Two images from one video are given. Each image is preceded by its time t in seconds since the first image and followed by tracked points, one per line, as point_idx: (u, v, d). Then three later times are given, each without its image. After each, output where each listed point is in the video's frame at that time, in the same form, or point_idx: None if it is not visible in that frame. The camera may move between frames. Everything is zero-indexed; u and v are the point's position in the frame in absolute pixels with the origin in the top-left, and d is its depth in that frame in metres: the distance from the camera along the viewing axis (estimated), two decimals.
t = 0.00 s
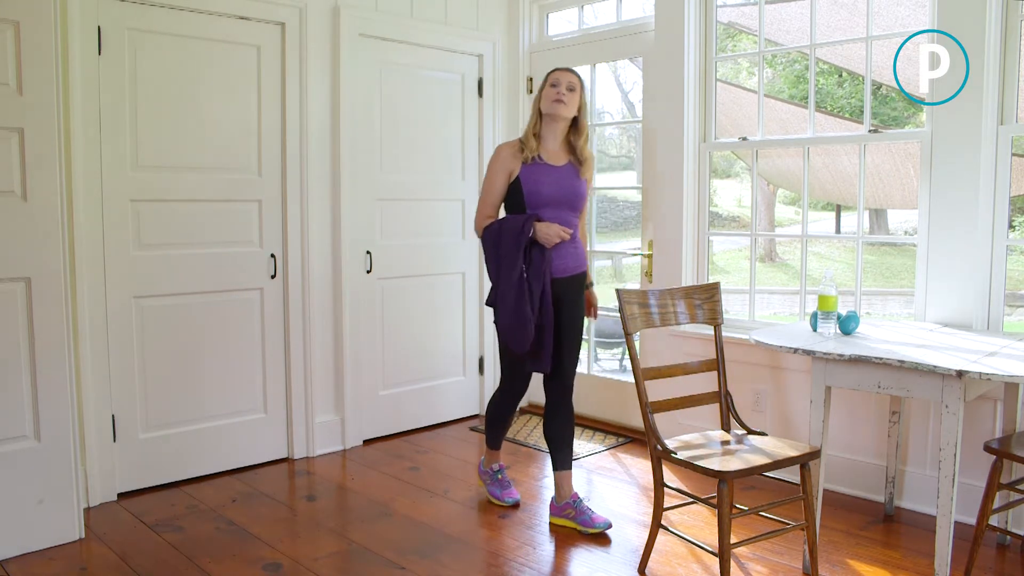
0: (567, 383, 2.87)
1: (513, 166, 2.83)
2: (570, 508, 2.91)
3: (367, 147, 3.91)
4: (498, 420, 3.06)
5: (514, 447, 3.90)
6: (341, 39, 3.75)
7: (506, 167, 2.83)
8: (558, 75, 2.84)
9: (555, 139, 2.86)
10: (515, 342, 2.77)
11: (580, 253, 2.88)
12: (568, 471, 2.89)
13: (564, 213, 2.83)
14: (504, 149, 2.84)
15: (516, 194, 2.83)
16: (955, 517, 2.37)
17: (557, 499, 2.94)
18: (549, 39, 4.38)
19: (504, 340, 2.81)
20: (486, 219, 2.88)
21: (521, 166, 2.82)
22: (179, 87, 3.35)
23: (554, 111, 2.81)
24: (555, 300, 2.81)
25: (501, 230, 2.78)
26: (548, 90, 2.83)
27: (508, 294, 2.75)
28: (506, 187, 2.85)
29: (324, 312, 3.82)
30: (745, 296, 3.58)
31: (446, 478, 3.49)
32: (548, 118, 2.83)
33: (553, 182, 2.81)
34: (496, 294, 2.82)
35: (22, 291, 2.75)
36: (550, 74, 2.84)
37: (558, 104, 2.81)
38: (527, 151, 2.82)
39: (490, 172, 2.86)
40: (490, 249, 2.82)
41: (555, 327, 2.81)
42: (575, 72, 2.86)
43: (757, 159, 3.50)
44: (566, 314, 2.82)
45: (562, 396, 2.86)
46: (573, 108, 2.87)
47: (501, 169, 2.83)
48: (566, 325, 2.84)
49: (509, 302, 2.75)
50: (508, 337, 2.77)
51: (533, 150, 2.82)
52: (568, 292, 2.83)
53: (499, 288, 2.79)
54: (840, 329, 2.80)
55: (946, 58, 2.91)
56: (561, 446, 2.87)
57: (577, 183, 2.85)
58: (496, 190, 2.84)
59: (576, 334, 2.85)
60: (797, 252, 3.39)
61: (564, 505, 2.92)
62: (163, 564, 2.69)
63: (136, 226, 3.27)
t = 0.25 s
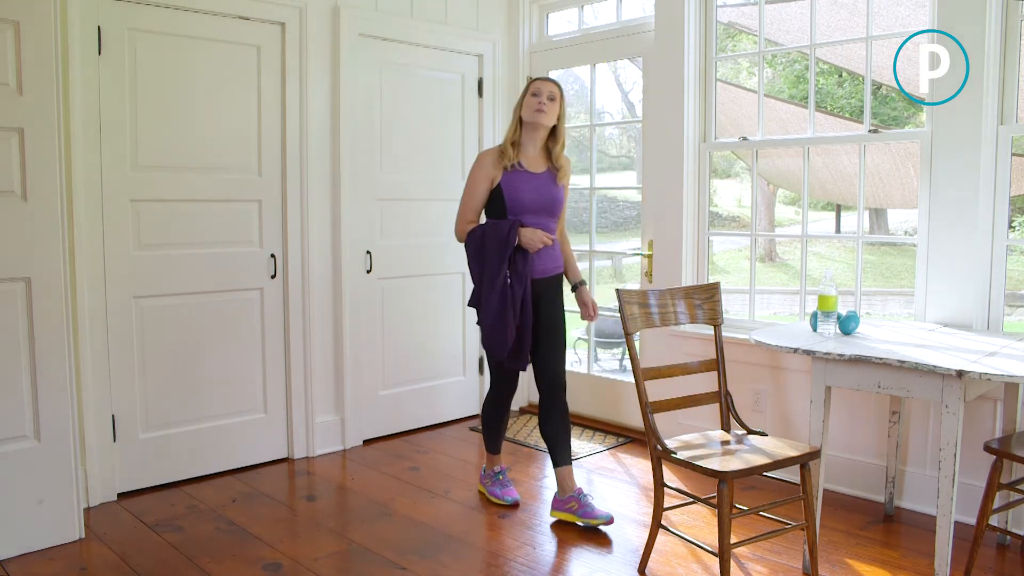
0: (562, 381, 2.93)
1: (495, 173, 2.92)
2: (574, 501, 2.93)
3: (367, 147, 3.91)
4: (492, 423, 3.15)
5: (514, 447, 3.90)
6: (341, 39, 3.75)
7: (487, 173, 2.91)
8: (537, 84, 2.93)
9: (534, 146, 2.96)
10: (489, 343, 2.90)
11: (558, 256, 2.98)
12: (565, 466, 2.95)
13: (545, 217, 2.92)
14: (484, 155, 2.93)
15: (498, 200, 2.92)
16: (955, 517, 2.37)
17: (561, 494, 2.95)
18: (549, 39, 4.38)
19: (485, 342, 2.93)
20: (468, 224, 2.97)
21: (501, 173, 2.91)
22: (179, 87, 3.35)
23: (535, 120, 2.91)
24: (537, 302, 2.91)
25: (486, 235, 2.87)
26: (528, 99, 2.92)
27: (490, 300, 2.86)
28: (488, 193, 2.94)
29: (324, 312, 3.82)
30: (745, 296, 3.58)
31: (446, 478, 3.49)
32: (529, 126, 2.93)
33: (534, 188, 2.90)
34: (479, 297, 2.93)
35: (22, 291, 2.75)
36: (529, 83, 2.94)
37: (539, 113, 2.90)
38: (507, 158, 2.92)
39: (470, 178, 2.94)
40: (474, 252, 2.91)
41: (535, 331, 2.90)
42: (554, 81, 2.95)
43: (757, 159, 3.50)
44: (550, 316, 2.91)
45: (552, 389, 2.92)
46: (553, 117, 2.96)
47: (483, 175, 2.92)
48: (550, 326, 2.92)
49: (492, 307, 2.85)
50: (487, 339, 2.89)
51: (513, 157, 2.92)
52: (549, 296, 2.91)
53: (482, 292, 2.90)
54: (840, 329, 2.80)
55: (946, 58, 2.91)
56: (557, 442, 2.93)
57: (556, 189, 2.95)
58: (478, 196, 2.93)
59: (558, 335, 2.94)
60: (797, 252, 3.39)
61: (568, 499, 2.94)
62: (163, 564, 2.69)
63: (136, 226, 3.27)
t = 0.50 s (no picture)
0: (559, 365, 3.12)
1: (491, 168, 3.02)
2: (557, 473, 3.26)
3: (367, 147, 3.91)
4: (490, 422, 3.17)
5: (514, 447, 3.90)
6: (341, 39, 3.75)
7: (482, 169, 3.00)
8: (527, 84, 3.07)
9: (523, 143, 3.12)
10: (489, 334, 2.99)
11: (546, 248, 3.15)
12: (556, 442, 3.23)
13: (536, 211, 3.08)
14: (481, 151, 3.01)
15: (495, 196, 3.02)
16: (955, 517, 2.37)
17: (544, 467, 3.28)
18: (548, 39, 4.38)
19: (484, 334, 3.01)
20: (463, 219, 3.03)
21: (496, 169, 3.03)
22: (179, 87, 3.35)
23: (529, 118, 3.05)
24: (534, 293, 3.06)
25: (486, 230, 2.93)
26: (520, 98, 3.06)
27: (490, 293, 2.95)
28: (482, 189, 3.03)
29: (324, 312, 3.82)
30: (745, 296, 3.58)
31: (446, 478, 3.49)
32: (521, 124, 3.07)
33: (527, 183, 3.04)
34: (478, 290, 3.00)
35: (22, 291, 2.75)
36: (517, 82, 3.09)
37: (532, 111, 3.05)
38: (501, 153, 3.04)
39: (467, 174, 3.01)
40: (473, 247, 2.97)
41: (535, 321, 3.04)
42: (542, 80, 3.11)
43: (757, 159, 3.50)
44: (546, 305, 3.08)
45: (554, 373, 3.10)
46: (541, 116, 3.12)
47: (479, 169, 3.00)
48: (544, 314, 3.08)
49: (493, 300, 2.95)
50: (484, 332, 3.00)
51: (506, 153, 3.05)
52: (542, 285, 3.08)
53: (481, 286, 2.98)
54: (840, 329, 2.80)
55: (946, 58, 2.91)
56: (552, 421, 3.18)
57: (545, 184, 3.13)
58: (473, 190, 3.01)
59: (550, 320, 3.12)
60: (797, 252, 3.39)
61: (552, 471, 3.26)
62: (163, 564, 2.68)
63: (136, 226, 3.27)
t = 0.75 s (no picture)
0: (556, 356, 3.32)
1: (495, 166, 3.05)
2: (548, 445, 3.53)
3: (368, 148, 3.91)
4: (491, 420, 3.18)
5: (514, 447, 3.90)
6: (341, 39, 3.76)
7: (490, 167, 3.03)
8: (524, 83, 3.16)
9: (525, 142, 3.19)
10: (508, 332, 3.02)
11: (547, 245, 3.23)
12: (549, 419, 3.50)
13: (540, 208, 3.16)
14: (487, 150, 3.04)
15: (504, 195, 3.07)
16: (955, 517, 2.37)
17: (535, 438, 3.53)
18: (549, 39, 4.38)
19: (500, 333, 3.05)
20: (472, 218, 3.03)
21: (504, 167, 3.08)
22: (179, 87, 3.35)
23: (531, 118, 3.14)
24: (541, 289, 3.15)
25: (499, 229, 2.97)
26: (519, 98, 3.13)
27: (508, 292, 2.99)
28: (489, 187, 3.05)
29: (324, 312, 3.82)
30: (745, 296, 3.58)
31: (446, 478, 3.50)
32: (524, 124, 3.15)
33: (532, 181, 3.12)
34: (492, 289, 3.04)
35: (22, 291, 2.75)
36: (512, 83, 3.18)
37: (534, 111, 3.13)
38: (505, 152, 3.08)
39: (475, 173, 3.03)
40: (487, 246, 3.00)
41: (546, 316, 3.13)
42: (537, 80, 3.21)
43: (757, 159, 3.50)
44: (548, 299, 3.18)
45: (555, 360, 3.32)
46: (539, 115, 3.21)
47: (486, 167, 3.02)
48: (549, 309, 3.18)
49: (511, 297, 2.99)
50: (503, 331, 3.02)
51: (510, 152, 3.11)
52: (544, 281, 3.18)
53: (495, 285, 3.02)
54: (840, 329, 2.80)
55: (946, 57, 2.91)
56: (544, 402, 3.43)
57: (547, 180, 3.22)
58: (480, 188, 3.02)
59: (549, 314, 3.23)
60: (797, 252, 3.39)
61: (543, 443, 3.52)
62: (163, 564, 2.68)
63: (136, 226, 3.27)
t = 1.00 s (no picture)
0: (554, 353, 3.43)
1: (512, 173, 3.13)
2: (550, 443, 3.68)
3: (368, 147, 3.91)
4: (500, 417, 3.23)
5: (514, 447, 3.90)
6: (341, 39, 3.75)
7: (508, 173, 3.12)
8: (529, 89, 3.23)
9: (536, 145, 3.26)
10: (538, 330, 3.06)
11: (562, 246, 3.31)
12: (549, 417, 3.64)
13: (556, 209, 3.24)
14: (504, 156, 3.13)
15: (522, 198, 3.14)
16: (955, 517, 2.37)
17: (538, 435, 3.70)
18: (549, 39, 4.38)
19: (525, 333, 3.09)
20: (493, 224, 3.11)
21: (523, 172, 3.17)
22: (179, 87, 3.35)
23: (540, 122, 3.20)
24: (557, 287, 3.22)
25: (519, 231, 3.02)
26: (527, 104, 3.21)
27: (532, 292, 3.03)
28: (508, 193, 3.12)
29: (324, 311, 3.82)
30: (745, 296, 3.58)
31: (446, 478, 3.50)
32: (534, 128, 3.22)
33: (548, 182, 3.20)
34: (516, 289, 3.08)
35: (22, 291, 2.75)
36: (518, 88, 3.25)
37: (542, 116, 3.20)
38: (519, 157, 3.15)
39: (495, 178, 3.10)
40: (509, 249, 3.05)
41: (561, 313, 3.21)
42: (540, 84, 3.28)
43: (757, 159, 3.50)
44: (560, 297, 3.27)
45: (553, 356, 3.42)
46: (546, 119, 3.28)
47: (505, 174, 3.11)
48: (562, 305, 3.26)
49: (536, 297, 3.03)
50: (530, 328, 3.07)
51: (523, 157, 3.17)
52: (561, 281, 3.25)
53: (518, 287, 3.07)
54: (840, 329, 2.80)
55: (946, 57, 2.91)
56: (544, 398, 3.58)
57: (559, 181, 3.31)
58: (500, 196, 3.10)
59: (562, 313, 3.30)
60: (797, 252, 3.39)
61: (545, 440, 3.68)
62: (163, 564, 2.68)
63: (136, 225, 3.27)
